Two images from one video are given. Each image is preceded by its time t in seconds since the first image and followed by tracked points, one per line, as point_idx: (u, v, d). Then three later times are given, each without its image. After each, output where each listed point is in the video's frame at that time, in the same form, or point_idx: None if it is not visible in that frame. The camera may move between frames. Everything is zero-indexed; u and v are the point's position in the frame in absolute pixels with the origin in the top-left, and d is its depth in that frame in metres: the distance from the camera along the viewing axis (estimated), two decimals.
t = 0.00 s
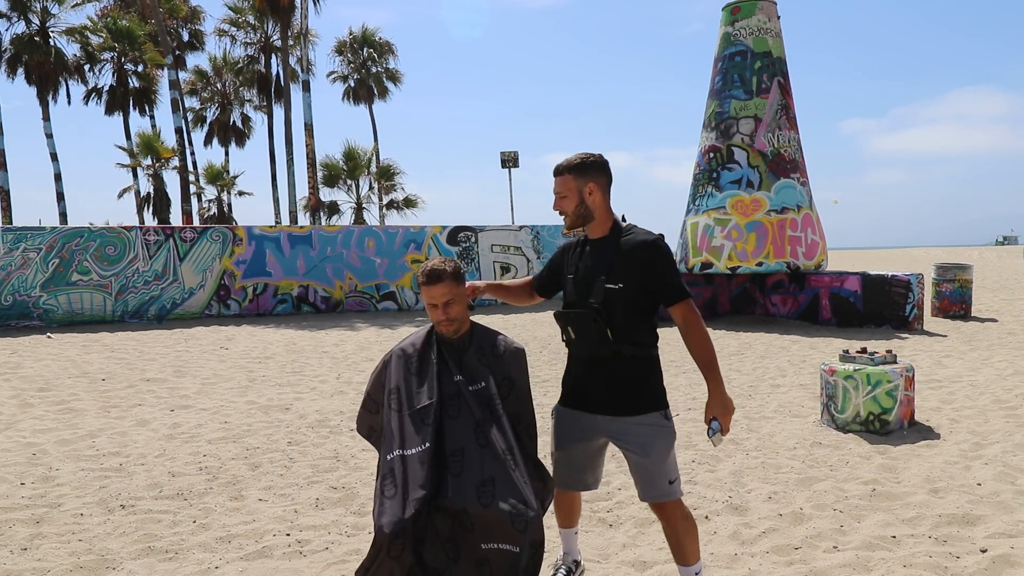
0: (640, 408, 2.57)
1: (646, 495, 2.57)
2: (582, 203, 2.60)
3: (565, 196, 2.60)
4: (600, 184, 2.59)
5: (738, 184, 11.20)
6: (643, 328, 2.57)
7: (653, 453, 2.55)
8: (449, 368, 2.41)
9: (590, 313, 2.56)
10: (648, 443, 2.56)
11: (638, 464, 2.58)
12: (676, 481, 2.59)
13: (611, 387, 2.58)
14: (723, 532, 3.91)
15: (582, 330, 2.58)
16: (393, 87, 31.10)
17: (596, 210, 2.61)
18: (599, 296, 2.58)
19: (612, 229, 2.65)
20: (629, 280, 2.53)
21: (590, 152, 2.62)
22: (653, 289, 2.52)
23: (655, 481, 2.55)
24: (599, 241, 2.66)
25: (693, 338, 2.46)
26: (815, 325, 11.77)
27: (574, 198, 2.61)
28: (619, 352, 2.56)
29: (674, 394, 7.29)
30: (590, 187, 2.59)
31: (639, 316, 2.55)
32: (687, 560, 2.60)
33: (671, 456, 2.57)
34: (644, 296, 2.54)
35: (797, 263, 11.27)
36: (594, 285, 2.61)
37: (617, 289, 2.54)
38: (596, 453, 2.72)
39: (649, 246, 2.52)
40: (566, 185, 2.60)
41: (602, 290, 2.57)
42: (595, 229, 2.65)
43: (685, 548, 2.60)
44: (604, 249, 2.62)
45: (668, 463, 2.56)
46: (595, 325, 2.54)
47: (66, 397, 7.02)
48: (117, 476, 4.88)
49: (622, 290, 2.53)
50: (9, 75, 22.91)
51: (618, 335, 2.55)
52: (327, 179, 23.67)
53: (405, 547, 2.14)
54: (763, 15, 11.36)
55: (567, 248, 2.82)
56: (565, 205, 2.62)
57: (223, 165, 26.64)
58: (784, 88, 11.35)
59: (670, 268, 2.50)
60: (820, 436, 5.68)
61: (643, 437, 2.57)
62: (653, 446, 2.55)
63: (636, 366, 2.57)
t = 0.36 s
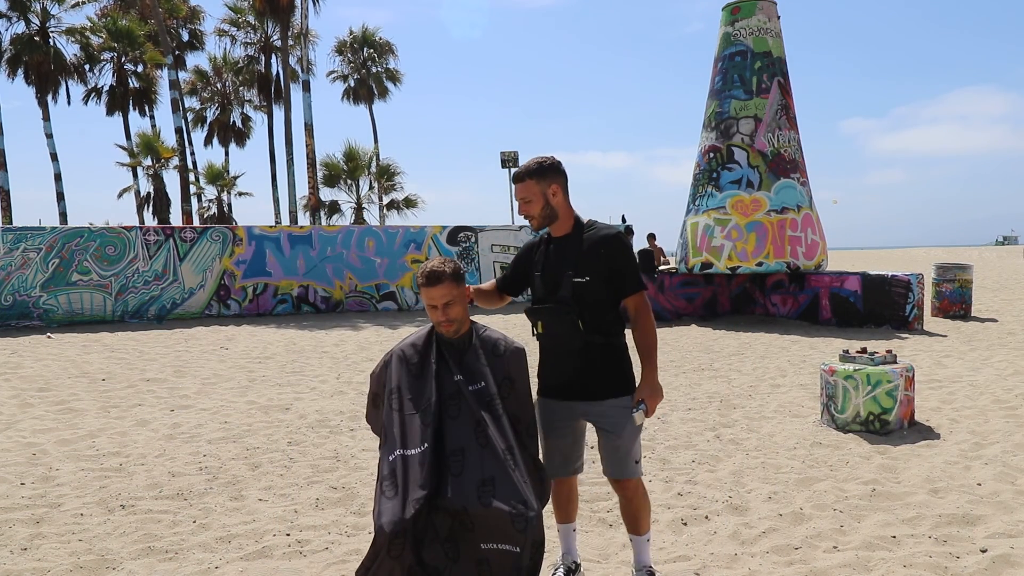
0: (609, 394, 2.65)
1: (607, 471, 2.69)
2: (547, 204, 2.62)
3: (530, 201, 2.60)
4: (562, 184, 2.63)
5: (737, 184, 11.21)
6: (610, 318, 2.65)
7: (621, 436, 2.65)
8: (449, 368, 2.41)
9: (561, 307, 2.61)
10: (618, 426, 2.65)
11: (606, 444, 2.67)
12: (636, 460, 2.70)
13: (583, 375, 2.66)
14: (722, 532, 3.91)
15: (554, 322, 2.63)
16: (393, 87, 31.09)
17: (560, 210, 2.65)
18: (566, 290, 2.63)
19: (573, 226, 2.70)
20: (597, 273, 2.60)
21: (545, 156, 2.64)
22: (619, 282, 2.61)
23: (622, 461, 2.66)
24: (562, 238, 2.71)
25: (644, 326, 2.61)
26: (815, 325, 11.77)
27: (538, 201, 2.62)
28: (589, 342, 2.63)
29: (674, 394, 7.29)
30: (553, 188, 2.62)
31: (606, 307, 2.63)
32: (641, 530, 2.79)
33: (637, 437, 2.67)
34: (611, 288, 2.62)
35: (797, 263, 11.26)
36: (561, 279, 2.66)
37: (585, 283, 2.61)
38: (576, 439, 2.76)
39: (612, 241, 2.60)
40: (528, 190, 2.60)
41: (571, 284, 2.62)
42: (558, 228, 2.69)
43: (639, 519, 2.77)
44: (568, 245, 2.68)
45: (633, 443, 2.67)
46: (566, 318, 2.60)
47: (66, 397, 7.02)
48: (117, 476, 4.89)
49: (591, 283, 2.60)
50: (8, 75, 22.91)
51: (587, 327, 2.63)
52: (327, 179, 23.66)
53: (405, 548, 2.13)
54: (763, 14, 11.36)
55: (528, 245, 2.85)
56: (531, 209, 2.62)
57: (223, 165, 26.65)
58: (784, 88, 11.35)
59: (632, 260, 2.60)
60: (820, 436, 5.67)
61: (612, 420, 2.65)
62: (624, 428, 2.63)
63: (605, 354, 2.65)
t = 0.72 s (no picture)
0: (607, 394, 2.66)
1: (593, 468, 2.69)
2: (559, 205, 2.62)
3: (542, 201, 2.60)
4: (574, 186, 2.64)
5: (737, 184, 11.21)
6: (611, 316, 2.67)
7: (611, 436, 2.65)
8: (448, 369, 2.41)
9: (567, 306, 2.61)
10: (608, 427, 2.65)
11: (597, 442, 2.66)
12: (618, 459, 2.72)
13: (582, 372, 2.66)
14: (722, 532, 3.91)
15: (559, 321, 2.62)
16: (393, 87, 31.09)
17: (570, 212, 2.66)
18: (572, 290, 2.64)
19: (579, 227, 2.71)
20: (602, 274, 2.62)
21: (559, 156, 2.65)
22: (623, 283, 2.63)
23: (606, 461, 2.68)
24: (568, 238, 2.72)
25: (647, 328, 2.63)
26: (815, 325, 11.77)
27: (550, 201, 2.62)
28: (593, 341, 2.65)
29: (674, 394, 7.29)
30: (566, 190, 2.63)
31: (610, 307, 2.65)
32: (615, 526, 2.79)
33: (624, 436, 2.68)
34: (614, 289, 2.64)
35: (797, 263, 11.26)
36: (567, 279, 2.67)
37: (591, 283, 2.62)
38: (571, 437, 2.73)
39: (618, 242, 2.62)
40: (542, 189, 2.60)
41: (576, 284, 2.63)
42: (566, 229, 2.70)
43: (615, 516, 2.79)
44: (574, 245, 2.69)
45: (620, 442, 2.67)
46: (572, 317, 2.61)
47: (66, 397, 7.02)
48: (117, 476, 4.89)
49: (597, 282, 2.62)
50: (8, 75, 22.90)
51: (592, 326, 2.65)
52: (327, 179, 23.67)
53: (405, 548, 2.14)
54: (763, 14, 11.36)
55: (531, 244, 2.86)
56: (543, 208, 2.61)
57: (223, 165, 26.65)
58: (784, 88, 11.35)
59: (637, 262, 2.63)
60: (820, 436, 5.68)
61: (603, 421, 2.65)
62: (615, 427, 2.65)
63: (606, 354, 2.67)
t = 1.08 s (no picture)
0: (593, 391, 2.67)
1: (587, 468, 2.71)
2: (551, 206, 2.62)
3: (535, 202, 2.59)
4: (564, 188, 2.65)
5: (737, 184, 11.21)
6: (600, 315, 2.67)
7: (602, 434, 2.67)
8: (447, 369, 2.41)
9: (558, 304, 2.60)
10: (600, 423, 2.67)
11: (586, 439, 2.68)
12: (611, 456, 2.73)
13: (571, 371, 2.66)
14: (722, 532, 3.91)
15: (550, 319, 2.60)
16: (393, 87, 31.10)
17: (559, 213, 2.66)
18: (562, 288, 2.63)
19: (566, 228, 2.71)
20: (593, 274, 2.63)
21: (549, 159, 2.65)
22: (612, 282, 2.64)
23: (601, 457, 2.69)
24: (554, 239, 2.71)
25: (634, 324, 2.65)
26: (815, 325, 11.77)
27: (542, 203, 2.61)
28: (583, 340, 2.65)
29: (674, 394, 7.29)
30: (557, 191, 2.63)
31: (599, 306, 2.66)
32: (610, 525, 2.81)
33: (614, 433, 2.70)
34: (604, 289, 2.65)
35: (797, 263, 11.26)
36: (556, 278, 2.66)
37: (581, 282, 2.62)
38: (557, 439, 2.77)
39: (607, 242, 2.64)
40: (534, 191, 2.59)
41: (567, 283, 2.63)
42: (552, 230, 2.70)
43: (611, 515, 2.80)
44: (561, 245, 2.69)
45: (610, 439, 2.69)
46: (563, 315, 2.59)
47: (67, 397, 7.02)
48: (117, 476, 4.89)
49: (587, 282, 2.62)
50: (8, 75, 22.91)
51: (581, 324, 2.64)
52: (327, 179, 23.67)
53: (405, 547, 2.14)
54: (763, 14, 11.36)
55: (513, 245, 2.83)
56: (535, 209, 2.60)
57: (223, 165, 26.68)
58: (784, 88, 11.35)
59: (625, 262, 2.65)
60: (820, 436, 5.68)
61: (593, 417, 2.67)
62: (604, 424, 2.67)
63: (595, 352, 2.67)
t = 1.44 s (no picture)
0: (588, 398, 2.65)
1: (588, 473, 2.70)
2: (563, 203, 2.63)
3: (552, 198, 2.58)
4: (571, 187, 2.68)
5: (737, 184, 11.21)
6: (596, 321, 2.66)
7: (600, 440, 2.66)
8: (447, 371, 2.41)
9: (554, 308, 2.59)
10: (596, 430, 2.65)
11: (582, 445, 2.68)
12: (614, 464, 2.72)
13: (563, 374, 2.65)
14: (722, 532, 3.91)
15: (545, 321, 2.59)
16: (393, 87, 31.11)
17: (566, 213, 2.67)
18: (560, 292, 2.62)
19: (569, 230, 2.70)
20: (591, 279, 2.62)
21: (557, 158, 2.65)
22: (611, 289, 2.63)
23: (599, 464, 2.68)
24: (556, 241, 2.71)
25: (630, 332, 2.66)
26: (815, 325, 11.76)
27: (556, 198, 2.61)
28: (578, 345, 2.63)
29: (674, 394, 7.29)
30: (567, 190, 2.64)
31: (596, 313, 2.65)
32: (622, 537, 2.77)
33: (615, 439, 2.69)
34: (602, 295, 2.64)
35: (797, 263, 11.26)
36: (555, 280, 2.66)
37: (579, 287, 2.61)
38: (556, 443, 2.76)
39: (608, 248, 2.63)
40: (549, 187, 2.58)
41: (565, 286, 2.61)
42: (557, 230, 2.68)
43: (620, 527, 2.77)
44: (562, 248, 2.68)
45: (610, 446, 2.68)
46: (559, 320, 2.58)
47: (67, 397, 7.01)
48: (117, 476, 4.89)
49: (584, 286, 2.61)
50: (8, 75, 22.90)
51: (578, 330, 2.62)
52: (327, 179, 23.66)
53: (405, 547, 2.14)
54: (763, 14, 11.36)
55: (515, 247, 2.83)
56: (551, 204, 2.59)
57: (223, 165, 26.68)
58: (784, 88, 11.34)
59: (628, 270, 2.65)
60: (820, 436, 5.67)
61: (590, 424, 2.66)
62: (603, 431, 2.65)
63: (591, 357, 2.66)
